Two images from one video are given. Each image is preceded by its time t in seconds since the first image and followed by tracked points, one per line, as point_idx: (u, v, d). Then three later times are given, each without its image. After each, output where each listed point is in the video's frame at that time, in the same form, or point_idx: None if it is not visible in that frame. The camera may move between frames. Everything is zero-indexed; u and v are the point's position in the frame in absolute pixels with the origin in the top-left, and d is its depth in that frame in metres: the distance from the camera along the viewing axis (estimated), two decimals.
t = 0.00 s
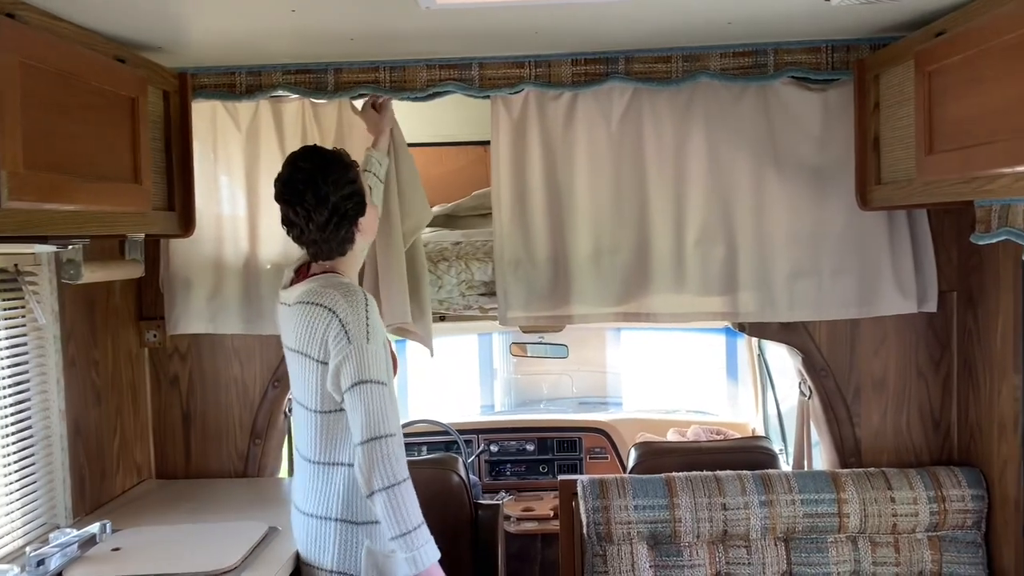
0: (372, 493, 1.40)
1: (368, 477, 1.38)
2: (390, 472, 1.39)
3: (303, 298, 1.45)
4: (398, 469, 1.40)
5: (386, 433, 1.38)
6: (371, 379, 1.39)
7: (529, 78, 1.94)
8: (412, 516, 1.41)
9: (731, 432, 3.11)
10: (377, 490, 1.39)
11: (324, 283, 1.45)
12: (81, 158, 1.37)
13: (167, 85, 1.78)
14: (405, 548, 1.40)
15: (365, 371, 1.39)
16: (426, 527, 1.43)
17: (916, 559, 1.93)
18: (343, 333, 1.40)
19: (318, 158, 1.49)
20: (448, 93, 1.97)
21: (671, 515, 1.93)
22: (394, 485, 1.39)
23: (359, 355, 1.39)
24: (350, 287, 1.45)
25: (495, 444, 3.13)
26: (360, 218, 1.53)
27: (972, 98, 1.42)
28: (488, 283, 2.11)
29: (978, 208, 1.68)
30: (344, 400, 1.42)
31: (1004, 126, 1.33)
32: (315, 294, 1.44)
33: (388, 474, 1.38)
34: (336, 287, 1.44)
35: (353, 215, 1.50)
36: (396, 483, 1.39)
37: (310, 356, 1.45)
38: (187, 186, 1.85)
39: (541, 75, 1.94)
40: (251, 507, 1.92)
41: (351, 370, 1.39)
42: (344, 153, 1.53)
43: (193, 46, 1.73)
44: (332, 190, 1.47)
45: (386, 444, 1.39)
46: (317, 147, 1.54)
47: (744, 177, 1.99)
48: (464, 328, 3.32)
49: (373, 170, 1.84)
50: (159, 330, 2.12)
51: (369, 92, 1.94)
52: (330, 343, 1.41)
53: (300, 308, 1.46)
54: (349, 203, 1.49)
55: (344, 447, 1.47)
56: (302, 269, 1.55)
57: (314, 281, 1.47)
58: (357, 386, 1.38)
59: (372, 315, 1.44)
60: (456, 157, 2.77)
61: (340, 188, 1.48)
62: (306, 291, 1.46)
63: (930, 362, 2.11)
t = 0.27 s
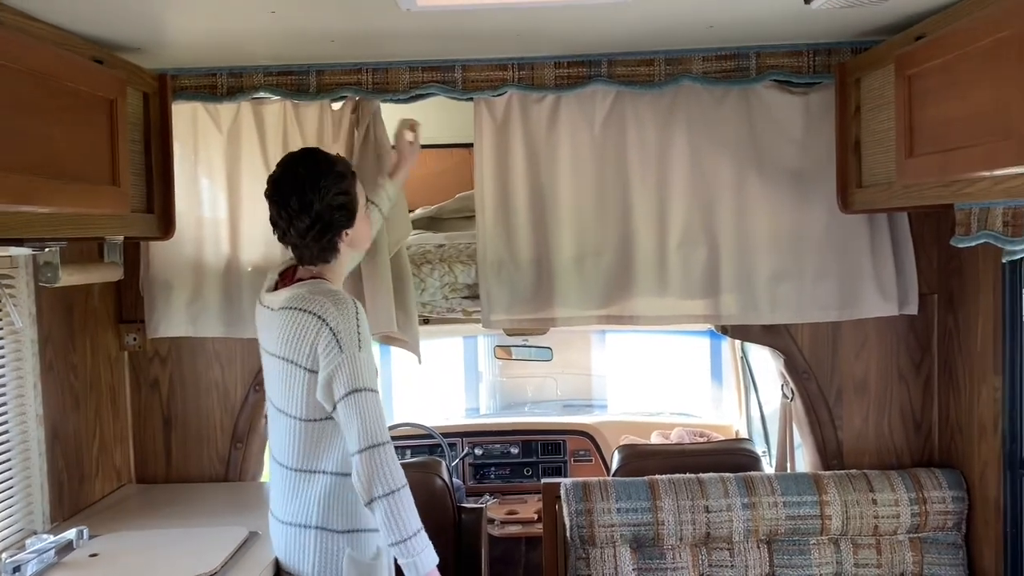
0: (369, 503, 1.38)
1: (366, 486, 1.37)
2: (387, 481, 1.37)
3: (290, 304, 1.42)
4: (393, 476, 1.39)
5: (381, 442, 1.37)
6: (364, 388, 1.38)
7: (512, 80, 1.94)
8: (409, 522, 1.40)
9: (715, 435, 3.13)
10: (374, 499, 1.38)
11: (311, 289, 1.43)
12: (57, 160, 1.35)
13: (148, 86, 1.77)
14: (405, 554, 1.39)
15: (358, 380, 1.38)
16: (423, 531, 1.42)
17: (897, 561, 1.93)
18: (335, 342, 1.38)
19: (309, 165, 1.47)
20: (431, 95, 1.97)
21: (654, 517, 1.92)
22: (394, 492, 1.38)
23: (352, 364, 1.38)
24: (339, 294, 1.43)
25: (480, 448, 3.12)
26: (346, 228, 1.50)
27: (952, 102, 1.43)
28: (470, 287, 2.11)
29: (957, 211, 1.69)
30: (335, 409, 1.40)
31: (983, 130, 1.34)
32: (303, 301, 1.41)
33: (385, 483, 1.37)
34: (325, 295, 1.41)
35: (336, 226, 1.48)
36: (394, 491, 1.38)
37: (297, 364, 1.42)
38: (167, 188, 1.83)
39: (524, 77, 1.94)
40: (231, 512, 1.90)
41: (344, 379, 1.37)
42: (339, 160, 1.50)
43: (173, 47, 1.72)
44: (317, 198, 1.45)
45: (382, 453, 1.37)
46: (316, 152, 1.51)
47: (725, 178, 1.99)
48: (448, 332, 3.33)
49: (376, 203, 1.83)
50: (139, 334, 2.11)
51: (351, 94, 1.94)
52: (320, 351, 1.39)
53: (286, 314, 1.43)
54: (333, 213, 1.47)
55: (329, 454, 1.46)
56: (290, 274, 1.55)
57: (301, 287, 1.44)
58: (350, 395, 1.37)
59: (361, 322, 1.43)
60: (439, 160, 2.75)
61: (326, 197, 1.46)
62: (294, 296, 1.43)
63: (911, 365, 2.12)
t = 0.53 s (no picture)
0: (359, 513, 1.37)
1: (352, 496, 1.35)
2: (374, 491, 1.35)
3: (304, 307, 1.43)
4: (383, 485, 1.37)
5: (369, 453, 1.35)
6: (354, 397, 1.35)
7: (502, 84, 1.95)
8: (404, 530, 1.38)
9: (705, 438, 3.16)
10: (364, 510, 1.36)
11: (326, 294, 1.43)
12: (44, 162, 1.34)
13: (137, 88, 1.76)
14: (409, 554, 1.39)
15: (348, 389, 1.35)
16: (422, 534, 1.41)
17: (884, 563, 1.94)
18: (331, 347, 1.37)
19: (317, 170, 1.44)
20: (421, 99, 1.97)
21: (643, 520, 1.93)
22: (380, 503, 1.36)
23: (343, 372, 1.35)
24: (348, 301, 1.41)
25: (469, 451, 3.12)
26: (357, 232, 1.45)
27: (938, 107, 1.44)
28: (459, 289, 2.11)
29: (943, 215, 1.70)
30: (326, 416, 1.39)
31: (969, 135, 1.35)
32: (314, 304, 1.42)
33: (373, 493, 1.35)
34: (330, 300, 1.41)
35: (343, 230, 1.43)
36: (383, 501, 1.36)
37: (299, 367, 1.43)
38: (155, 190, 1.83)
39: (514, 81, 1.94)
40: (219, 516, 1.90)
41: (335, 387, 1.35)
42: (349, 162, 1.46)
43: (161, 49, 1.71)
44: (322, 205, 1.42)
45: (369, 465, 1.35)
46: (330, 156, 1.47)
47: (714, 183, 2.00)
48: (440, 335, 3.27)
49: (405, 233, 1.81)
50: (126, 337, 2.10)
51: (340, 97, 1.95)
52: (319, 357, 1.38)
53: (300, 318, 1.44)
54: (339, 219, 1.42)
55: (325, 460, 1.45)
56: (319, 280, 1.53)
57: (317, 290, 1.44)
58: (338, 404, 1.35)
59: (363, 331, 1.40)
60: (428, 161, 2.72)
61: (331, 202, 1.42)
62: (308, 299, 1.44)
63: (898, 368, 2.13)
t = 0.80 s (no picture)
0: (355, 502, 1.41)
1: (352, 483, 1.40)
2: (371, 484, 1.39)
3: (351, 299, 1.50)
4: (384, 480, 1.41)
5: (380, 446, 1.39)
6: (379, 390, 1.40)
7: (497, 87, 1.95)
8: (385, 530, 1.41)
9: (699, 442, 3.17)
10: (357, 500, 1.40)
11: (373, 288, 1.48)
12: (37, 163, 1.33)
13: (132, 90, 1.75)
14: (376, 559, 1.42)
15: (377, 382, 1.40)
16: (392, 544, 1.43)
17: (878, 567, 1.94)
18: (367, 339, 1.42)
19: (363, 171, 1.47)
20: (415, 102, 1.97)
21: (637, 524, 1.92)
22: (371, 498, 1.39)
23: (373, 365, 1.40)
24: (391, 298, 1.46)
25: (463, 455, 3.12)
26: (402, 231, 1.49)
27: (932, 111, 1.44)
28: (454, 292, 2.08)
29: (937, 219, 1.70)
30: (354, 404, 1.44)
31: (962, 139, 1.35)
32: (361, 297, 1.48)
33: (369, 486, 1.39)
34: (373, 296, 1.46)
35: (388, 229, 1.47)
36: (376, 496, 1.40)
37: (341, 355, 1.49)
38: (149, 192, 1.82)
39: (508, 84, 1.95)
40: (211, 520, 1.89)
41: (364, 376, 1.41)
42: (395, 163, 1.49)
43: (155, 50, 1.71)
44: (369, 204, 1.45)
45: (375, 456, 1.39)
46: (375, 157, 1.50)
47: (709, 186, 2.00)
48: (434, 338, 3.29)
49: (444, 229, 1.84)
50: (119, 339, 2.09)
51: (335, 100, 1.95)
52: (356, 347, 1.44)
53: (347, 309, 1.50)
54: (386, 218, 1.46)
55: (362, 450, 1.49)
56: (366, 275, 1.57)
57: (364, 285, 1.50)
58: (364, 394, 1.40)
59: (401, 328, 1.44)
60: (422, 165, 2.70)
61: (378, 202, 1.45)
62: (355, 292, 1.50)
63: (892, 372, 2.14)
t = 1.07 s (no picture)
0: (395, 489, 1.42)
1: (390, 471, 1.41)
2: (408, 471, 1.39)
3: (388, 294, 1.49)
4: (420, 469, 1.41)
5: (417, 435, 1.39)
6: (415, 382, 1.40)
7: (495, 88, 1.95)
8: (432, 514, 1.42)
9: (696, 443, 3.18)
10: (398, 487, 1.41)
11: (410, 284, 1.48)
12: (36, 163, 1.34)
13: (131, 90, 1.76)
14: (429, 538, 1.43)
15: (414, 375, 1.40)
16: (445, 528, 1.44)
17: (873, 568, 1.95)
18: (404, 334, 1.42)
19: (400, 176, 1.47)
20: (413, 102, 1.98)
21: (633, 524, 1.93)
22: (412, 484, 1.40)
23: (408, 359, 1.40)
24: (429, 294, 1.46)
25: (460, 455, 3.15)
26: (441, 231, 1.49)
27: (927, 114, 1.45)
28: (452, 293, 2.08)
29: (933, 222, 1.71)
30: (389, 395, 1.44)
31: (956, 142, 1.36)
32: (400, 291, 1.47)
33: (406, 474, 1.40)
34: (413, 292, 1.45)
35: (427, 231, 1.47)
36: (415, 483, 1.40)
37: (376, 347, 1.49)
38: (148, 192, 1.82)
39: (506, 85, 1.95)
40: (208, 518, 1.89)
41: (399, 368, 1.41)
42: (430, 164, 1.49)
43: (154, 50, 1.71)
44: (408, 207, 1.45)
45: (410, 445, 1.39)
46: (410, 161, 1.50)
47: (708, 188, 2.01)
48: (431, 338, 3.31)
49: (484, 227, 1.86)
50: (117, 338, 2.10)
51: (333, 100, 1.95)
52: (392, 340, 1.44)
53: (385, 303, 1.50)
54: (424, 220, 1.46)
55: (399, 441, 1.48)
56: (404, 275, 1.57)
57: (403, 282, 1.49)
58: (399, 386, 1.40)
59: (438, 324, 1.44)
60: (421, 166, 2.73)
61: (416, 205, 1.45)
62: (392, 286, 1.50)
63: (887, 373, 2.14)
